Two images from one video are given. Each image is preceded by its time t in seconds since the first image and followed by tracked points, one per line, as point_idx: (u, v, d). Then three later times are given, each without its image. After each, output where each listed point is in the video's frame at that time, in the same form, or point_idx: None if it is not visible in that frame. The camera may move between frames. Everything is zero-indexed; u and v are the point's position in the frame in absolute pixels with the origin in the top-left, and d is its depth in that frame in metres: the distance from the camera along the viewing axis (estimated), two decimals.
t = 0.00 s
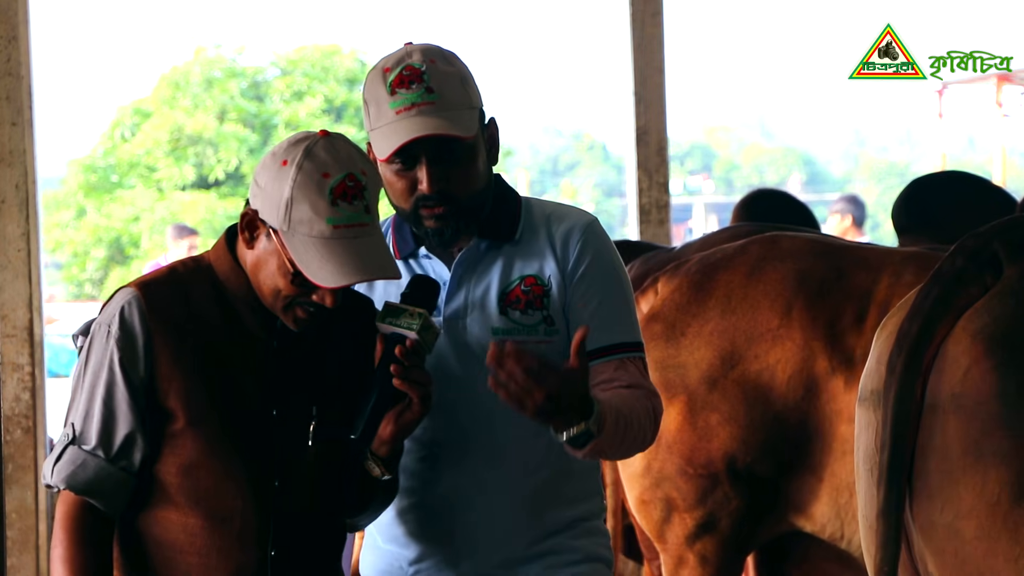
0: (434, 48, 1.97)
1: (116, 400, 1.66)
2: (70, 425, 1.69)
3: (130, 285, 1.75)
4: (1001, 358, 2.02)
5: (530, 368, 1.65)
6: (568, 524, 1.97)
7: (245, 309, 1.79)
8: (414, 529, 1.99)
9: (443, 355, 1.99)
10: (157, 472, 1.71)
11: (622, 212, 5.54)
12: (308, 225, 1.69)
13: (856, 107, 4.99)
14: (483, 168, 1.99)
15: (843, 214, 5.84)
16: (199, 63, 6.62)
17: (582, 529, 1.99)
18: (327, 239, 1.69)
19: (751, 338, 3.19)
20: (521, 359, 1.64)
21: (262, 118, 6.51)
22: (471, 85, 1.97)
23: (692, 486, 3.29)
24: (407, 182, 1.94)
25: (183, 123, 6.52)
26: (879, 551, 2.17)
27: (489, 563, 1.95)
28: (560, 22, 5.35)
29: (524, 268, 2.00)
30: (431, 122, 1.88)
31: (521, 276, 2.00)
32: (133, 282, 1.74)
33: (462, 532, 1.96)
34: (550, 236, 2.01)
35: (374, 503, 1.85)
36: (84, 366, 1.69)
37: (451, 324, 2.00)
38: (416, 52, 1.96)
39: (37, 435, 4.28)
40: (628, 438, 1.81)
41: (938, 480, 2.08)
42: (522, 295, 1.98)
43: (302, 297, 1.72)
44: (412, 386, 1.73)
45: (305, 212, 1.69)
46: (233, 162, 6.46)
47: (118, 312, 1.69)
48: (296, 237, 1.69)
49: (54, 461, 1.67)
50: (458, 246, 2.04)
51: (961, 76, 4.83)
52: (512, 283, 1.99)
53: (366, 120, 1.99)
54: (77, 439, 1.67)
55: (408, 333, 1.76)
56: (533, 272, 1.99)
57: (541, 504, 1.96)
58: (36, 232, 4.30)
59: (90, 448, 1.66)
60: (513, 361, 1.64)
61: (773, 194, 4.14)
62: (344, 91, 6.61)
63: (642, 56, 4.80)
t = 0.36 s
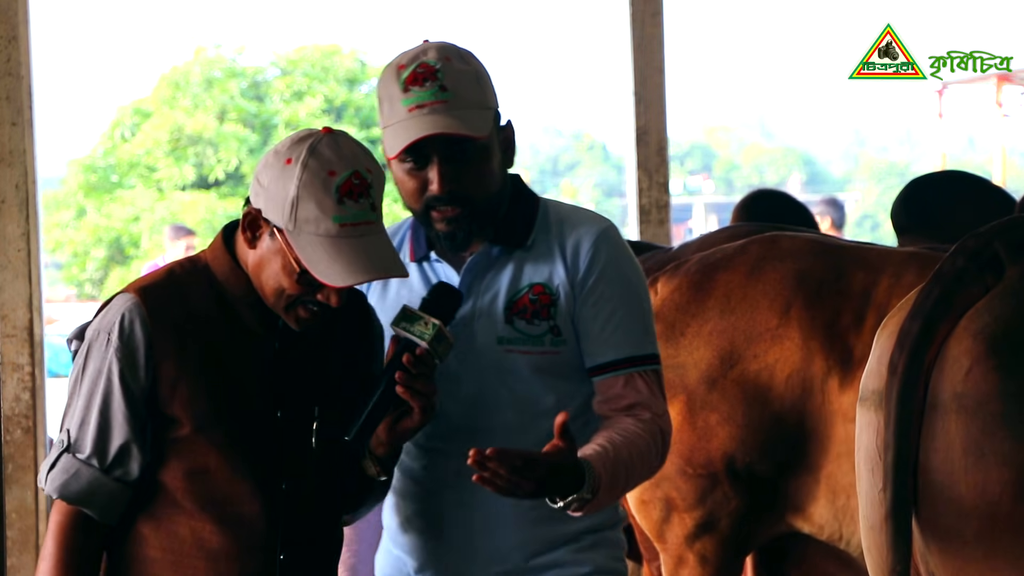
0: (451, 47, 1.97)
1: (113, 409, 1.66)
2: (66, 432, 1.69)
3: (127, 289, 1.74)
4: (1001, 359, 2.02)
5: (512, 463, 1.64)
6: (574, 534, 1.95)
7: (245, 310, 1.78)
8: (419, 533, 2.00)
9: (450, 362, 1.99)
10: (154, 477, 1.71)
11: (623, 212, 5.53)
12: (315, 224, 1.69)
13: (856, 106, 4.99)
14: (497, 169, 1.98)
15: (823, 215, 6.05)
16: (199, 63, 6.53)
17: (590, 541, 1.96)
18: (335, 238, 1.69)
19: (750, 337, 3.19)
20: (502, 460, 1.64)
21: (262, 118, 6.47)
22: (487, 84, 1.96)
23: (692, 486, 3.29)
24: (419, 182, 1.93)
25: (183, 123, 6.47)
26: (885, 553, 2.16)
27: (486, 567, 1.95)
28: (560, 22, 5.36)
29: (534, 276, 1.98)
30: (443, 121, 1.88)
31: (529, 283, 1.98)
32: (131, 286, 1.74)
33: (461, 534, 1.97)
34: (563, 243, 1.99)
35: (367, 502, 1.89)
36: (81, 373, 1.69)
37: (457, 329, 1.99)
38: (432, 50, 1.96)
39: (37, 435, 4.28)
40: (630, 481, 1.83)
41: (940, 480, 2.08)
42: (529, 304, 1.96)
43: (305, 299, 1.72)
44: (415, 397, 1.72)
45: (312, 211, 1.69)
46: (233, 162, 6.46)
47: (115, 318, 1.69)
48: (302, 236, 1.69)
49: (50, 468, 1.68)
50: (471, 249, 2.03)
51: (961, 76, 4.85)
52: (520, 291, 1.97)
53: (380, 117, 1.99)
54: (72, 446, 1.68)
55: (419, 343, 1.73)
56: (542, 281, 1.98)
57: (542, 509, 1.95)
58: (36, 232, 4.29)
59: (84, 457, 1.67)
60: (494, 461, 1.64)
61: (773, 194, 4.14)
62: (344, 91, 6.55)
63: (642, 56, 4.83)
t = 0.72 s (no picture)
0: (536, 21, 1.80)
1: (113, 419, 1.60)
2: (57, 448, 1.61)
3: (104, 295, 1.66)
4: (1001, 359, 2.02)
5: (500, 410, 1.48)
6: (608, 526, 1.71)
7: (226, 291, 1.73)
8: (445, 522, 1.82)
9: (485, 351, 1.79)
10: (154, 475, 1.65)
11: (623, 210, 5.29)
12: (316, 181, 1.67)
13: (857, 107, 5.00)
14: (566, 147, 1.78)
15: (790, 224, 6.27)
16: (199, 63, 6.66)
17: (624, 536, 1.71)
18: (334, 194, 1.67)
19: (749, 337, 3.17)
20: (488, 407, 1.47)
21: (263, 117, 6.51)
22: (569, 61, 1.78)
23: (691, 486, 3.27)
24: (482, 153, 1.75)
25: (183, 123, 6.43)
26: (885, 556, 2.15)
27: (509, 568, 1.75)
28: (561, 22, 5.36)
29: (582, 263, 1.75)
30: (515, 91, 1.71)
31: (577, 271, 1.75)
32: (110, 294, 1.66)
33: (482, 528, 1.77)
34: (619, 229, 1.75)
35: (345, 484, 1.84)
36: (68, 386, 1.62)
37: (495, 315, 1.77)
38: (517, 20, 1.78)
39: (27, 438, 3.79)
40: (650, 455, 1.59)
41: (937, 480, 2.08)
42: (572, 293, 1.74)
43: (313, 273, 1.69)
44: (411, 403, 1.67)
45: (306, 171, 1.66)
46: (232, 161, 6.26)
47: (103, 325, 1.61)
48: (303, 197, 1.64)
49: (44, 488, 1.60)
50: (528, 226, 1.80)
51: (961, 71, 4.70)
52: (565, 279, 1.75)
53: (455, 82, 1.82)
54: (66, 462, 1.60)
55: (430, 353, 1.61)
56: (590, 269, 1.74)
57: (569, 503, 1.73)
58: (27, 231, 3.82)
59: (82, 471, 1.59)
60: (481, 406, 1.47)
61: (775, 195, 4.08)
62: (343, 91, 6.64)
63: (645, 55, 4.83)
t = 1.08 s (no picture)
0: (590, 20, 1.72)
1: (144, 426, 1.41)
2: (82, 462, 1.40)
3: (113, 299, 1.46)
4: (1000, 359, 2.01)
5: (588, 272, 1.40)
6: (620, 531, 1.63)
7: (222, 289, 1.55)
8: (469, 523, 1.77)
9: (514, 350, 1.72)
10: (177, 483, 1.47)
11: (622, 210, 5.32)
12: (329, 147, 1.56)
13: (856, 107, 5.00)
14: (612, 149, 1.72)
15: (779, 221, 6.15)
16: (199, 63, 6.57)
17: (642, 541, 1.62)
18: (349, 156, 1.58)
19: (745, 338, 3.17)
20: (575, 263, 1.40)
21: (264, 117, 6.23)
22: (617, 65, 1.71)
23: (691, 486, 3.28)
24: (524, 152, 1.71)
25: (183, 123, 6.29)
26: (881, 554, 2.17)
27: (524, 565, 1.69)
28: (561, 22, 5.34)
29: (617, 261, 1.68)
30: (556, 95, 1.65)
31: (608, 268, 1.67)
32: (120, 298, 1.46)
33: (498, 523, 1.72)
34: (655, 226, 1.67)
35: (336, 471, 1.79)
36: (89, 397, 1.41)
37: (523, 312, 1.72)
38: (569, 19, 1.71)
39: (39, 434, 3.62)
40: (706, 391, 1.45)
41: (935, 479, 2.08)
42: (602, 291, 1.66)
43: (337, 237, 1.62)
44: (419, 389, 1.64)
45: (315, 144, 1.54)
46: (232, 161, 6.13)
47: (126, 329, 1.43)
48: (325, 170, 1.55)
49: (74, 510, 1.38)
50: (565, 224, 1.74)
51: (962, 76, 4.12)
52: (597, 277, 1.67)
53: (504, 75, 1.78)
54: (96, 475, 1.40)
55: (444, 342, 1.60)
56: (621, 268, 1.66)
57: (586, 501, 1.65)
58: (37, 232, 3.62)
59: (115, 483, 1.39)
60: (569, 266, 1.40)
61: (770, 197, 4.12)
62: (344, 91, 6.58)
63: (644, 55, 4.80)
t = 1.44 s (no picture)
0: (583, 20, 1.71)
1: (171, 436, 1.42)
2: (107, 470, 1.41)
3: (136, 307, 1.47)
4: (998, 359, 2.02)
5: (689, 373, 1.29)
6: (618, 531, 1.63)
7: (238, 293, 1.56)
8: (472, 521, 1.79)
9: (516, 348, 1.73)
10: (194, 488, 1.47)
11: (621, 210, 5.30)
12: (342, 142, 1.57)
13: (857, 107, 5.00)
14: (613, 149, 1.73)
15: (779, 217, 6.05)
16: (199, 63, 6.58)
17: (639, 544, 1.62)
18: (358, 150, 1.60)
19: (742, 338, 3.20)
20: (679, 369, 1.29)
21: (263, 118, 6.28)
22: (613, 64, 1.70)
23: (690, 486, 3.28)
24: (526, 159, 1.71)
25: (183, 123, 6.44)
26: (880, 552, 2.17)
27: (524, 564, 1.70)
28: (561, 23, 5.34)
29: (617, 258, 1.67)
30: (551, 104, 1.65)
31: (610, 265, 1.67)
32: (143, 304, 1.47)
33: (498, 520, 1.73)
34: (658, 223, 1.67)
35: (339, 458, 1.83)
36: (114, 405, 1.42)
37: (526, 309, 1.73)
38: (562, 22, 1.70)
39: (40, 434, 3.62)
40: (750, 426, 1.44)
41: (935, 479, 2.09)
42: (603, 289, 1.66)
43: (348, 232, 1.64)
44: (430, 373, 1.66)
45: (329, 140, 1.55)
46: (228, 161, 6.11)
47: (152, 338, 1.44)
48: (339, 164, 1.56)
49: (99, 519, 1.39)
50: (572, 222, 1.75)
51: (962, 76, 4.08)
52: (599, 275, 1.67)
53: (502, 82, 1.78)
54: (121, 484, 1.41)
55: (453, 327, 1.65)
56: (623, 266, 1.66)
57: (585, 501, 1.65)
58: (38, 232, 3.62)
59: (140, 493, 1.40)
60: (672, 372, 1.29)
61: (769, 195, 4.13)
62: (344, 91, 6.66)
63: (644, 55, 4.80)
